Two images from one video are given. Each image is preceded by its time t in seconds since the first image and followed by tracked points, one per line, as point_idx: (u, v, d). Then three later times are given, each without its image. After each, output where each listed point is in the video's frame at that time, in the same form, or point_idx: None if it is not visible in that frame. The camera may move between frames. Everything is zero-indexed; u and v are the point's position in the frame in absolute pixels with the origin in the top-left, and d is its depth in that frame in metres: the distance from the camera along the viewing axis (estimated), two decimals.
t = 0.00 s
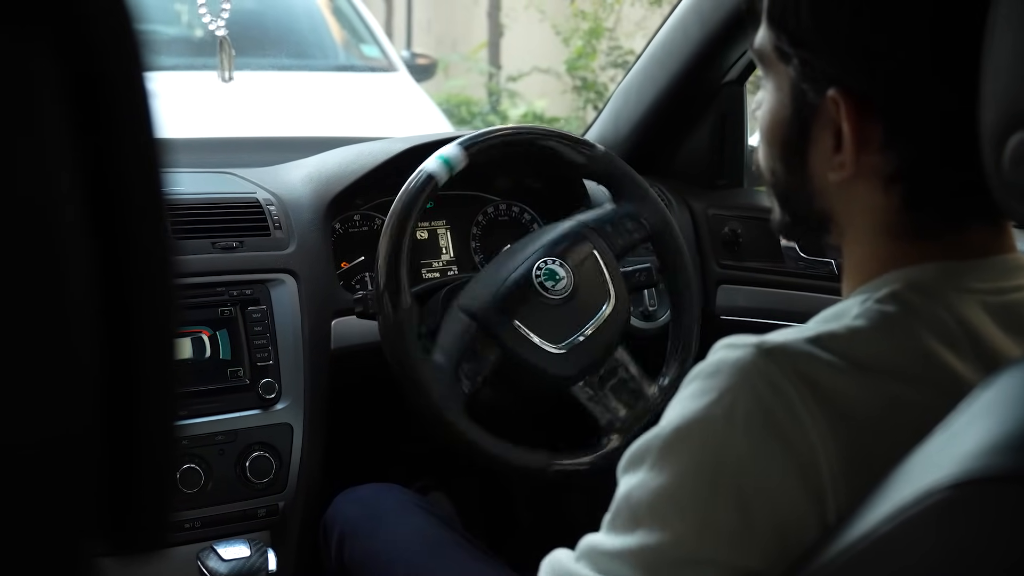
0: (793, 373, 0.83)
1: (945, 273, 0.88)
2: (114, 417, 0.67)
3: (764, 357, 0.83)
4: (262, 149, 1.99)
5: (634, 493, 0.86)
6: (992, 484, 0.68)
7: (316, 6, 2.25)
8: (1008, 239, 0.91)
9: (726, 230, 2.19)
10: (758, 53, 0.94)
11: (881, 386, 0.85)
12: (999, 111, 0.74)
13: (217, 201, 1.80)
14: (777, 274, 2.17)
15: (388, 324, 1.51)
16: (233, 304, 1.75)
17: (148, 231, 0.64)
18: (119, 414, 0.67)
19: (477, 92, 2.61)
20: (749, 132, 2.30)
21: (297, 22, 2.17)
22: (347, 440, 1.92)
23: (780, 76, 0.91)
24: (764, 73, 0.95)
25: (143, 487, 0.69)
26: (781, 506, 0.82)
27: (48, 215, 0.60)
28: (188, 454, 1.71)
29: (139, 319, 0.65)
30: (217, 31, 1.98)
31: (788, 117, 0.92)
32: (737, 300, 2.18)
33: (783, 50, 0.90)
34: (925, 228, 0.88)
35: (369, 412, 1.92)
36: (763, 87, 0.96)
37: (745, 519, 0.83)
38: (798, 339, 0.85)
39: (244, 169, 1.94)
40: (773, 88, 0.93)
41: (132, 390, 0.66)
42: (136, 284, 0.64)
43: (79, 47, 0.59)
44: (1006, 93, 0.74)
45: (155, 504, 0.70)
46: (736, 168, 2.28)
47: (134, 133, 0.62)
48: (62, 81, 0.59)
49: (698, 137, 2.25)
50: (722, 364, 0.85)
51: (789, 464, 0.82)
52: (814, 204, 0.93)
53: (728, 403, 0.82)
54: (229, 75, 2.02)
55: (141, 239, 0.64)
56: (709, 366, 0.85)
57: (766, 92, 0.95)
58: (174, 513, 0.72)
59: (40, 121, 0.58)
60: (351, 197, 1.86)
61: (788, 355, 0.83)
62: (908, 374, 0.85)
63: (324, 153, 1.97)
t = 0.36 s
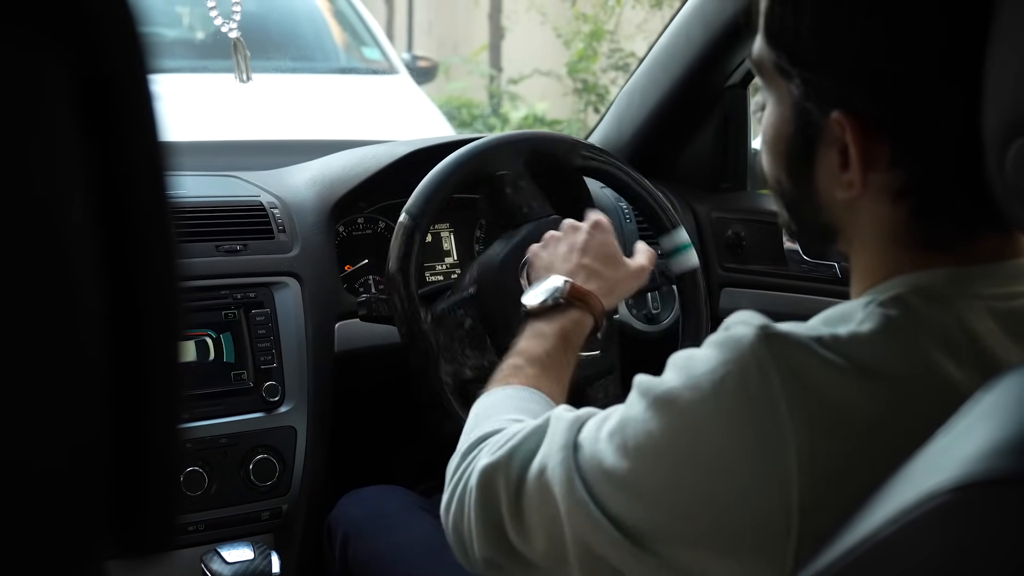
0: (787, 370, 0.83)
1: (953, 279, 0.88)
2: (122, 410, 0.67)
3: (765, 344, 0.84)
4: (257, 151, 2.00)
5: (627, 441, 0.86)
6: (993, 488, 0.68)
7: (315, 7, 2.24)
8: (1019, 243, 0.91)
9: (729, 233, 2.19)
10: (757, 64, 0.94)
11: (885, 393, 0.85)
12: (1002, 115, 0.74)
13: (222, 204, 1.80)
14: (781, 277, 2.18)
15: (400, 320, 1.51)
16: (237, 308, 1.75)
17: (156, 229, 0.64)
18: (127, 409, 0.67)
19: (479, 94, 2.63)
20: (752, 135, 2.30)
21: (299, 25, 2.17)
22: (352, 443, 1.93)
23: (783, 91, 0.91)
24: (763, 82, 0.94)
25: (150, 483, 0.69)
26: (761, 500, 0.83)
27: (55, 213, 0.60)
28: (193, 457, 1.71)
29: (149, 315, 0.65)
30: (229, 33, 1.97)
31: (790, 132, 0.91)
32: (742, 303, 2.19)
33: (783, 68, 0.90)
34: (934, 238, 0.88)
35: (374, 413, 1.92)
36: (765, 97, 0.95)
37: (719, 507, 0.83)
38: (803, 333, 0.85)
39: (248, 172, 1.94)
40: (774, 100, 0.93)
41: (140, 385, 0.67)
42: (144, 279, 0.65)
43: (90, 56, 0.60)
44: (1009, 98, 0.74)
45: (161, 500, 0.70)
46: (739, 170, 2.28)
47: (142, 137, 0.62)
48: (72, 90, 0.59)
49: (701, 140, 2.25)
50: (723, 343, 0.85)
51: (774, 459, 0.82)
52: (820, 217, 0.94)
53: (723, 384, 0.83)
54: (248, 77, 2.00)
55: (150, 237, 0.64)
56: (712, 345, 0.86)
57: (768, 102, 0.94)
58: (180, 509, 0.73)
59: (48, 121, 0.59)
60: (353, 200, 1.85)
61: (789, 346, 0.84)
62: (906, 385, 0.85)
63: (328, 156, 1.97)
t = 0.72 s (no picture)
0: (800, 363, 0.84)
1: (957, 278, 0.88)
2: (121, 411, 0.67)
3: (773, 345, 0.84)
4: (260, 154, 1.99)
5: (638, 478, 0.85)
6: (991, 490, 0.68)
7: (314, 10, 2.25)
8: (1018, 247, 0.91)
9: (730, 236, 2.20)
10: (770, 59, 0.92)
11: (892, 382, 0.85)
12: (1001, 117, 0.74)
13: (224, 208, 1.80)
14: (783, 281, 2.17)
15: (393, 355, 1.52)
16: (238, 311, 1.76)
17: (155, 231, 0.64)
18: (126, 411, 0.67)
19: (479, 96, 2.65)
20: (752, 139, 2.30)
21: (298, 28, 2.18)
22: (353, 447, 1.93)
23: (799, 90, 0.89)
24: (775, 78, 0.92)
25: (147, 485, 0.69)
26: (782, 497, 0.82)
27: (54, 211, 0.61)
28: (195, 460, 1.72)
29: (148, 314, 0.65)
30: (209, 37, 1.94)
31: (806, 129, 0.89)
32: (742, 305, 2.18)
33: (803, 63, 0.88)
34: (944, 238, 0.88)
35: (371, 416, 1.91)
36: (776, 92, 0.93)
37: (742, 507, 0.82)
38: (809, 329, 0.86)
39: (250, 176, 1.95)
40: (787, 96, 0.91)
41: (138, 387, 0.67)
42: (146, 280, 0.65)
43: (87, 55, 0.60)
44: (1008, 100, 0.74)
45: (156, 500, 0.70)
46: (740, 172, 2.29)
47: (138, 139, 0.63)
48: (70, 89, 0.60)
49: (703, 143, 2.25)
50: (733, 348, 0.85)
51: (785, 452, 0.82)
52: (829, 219, 0.91)
53: (737, 386, 0.83)
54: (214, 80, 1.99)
55: (147, 236, 0.64)
56: (720, 351, 0.86)
57: (778, 99, 0.93)
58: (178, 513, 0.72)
59: (46, 122, 0.59)
60: (355, 204, 1.86)
61: (797, 344, 0.84)
62: (914, 378, 0.85)
63: (329, 160, 1.97)
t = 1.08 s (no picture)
0: (796, 378, 0.83)
1: (947, 283, 0.88)
2: (117, 421, 0.67)
3: (766, 361, 0.83)
4: (262, 158, 2.01)
5: (640, 502, 0.85)
6: (994, 493, 0.68)
7: (315, 14, 2.23)
8: (1007, 250, 0.92)
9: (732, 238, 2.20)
10: (767, 71, 0.90)
11: (885, 395, 0.85)
12: (1003, 120, 0.74)
13: (225, 211, 1.80)
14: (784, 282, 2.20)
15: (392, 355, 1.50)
16: (240, 314, 1.75)
17: (151, 240, 0.65)
18: (122, 423, 0.68)
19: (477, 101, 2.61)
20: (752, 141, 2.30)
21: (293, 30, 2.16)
22: (354, 451, 1.90)
23: (817, 107, 0.87)
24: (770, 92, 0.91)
25: (145, 495, 0.69)
26: (781, 508, 0.82)
27: (51, 221, 0.61)
28: (196, 464, 1.72)
29: (144, 325, 0.66)
30: (211, 40, 1.99)
31: (817, 146, 0.88)
32: (744, 308, 2.18)
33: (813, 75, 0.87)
34: (949, 246, 0.88)
35: (372, 422, 1.90)
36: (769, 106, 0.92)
37: (744, 521, 0.82)
38: (800, 343, 0.85)
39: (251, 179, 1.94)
40: (788, 111, 0.89)
41: (134, 397, 0.67)
42: (142, 292, 0.65)
43: (81, 59, 0.60)
44: (1011, 103, 0.74)
45: (154, 511, 0.70)
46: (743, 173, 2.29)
47: (137, 142, 0.63)
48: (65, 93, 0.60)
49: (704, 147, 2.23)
50: (724, 368, 0.85)
51: (783, 465, 0.82)
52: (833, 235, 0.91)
53: (732, 410, 0.82)
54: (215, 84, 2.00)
55: (144, 244, 0.64)
56: (711, 370, 0.86)
57: (773, 114, 0.91)
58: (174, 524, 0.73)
59: (45, 129, 0.60)
60: (357, 206, 1.86)
61: (790, 359, 0.84)
62: (911, 388, 0.85)
63: (330, 164, 1.97)
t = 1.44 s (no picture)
0: (801, 381, 0.83)
1: (955, 283, 0.87)
2: (120, 424, 0.67)
3: (771, 363, 0.83)
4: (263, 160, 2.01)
5: (645, 503, 0.85)
6: (998, 494, 0.67)
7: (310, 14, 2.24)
8: (1013, 250, 0.91)
9: (735, 240, 2.21)
10: (763, 64, 0.91)
11: (891, 397, 0.84)
12: (1007, 119, 0.74)
13: (228, 213, 1.81)
14: (787, 284, 2.19)
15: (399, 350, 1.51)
16: (242, 316, 1.75)
17: (155, 241, 0.65)
18: (125, 425, 0.67)
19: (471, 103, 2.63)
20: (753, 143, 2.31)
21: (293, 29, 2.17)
22: (356, 454, 1.91)
23: (807, 103, 0.88)
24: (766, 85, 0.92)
25: (149, 498, 0.69)
26: (787, 513, 0.82)
27: (52, 222, 0.61)
28: (197, 466, 1.72)
29: (146, 326, 0.66)
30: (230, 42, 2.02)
31: (806, 136, 0.89)
32: (747, 310, 2.20)
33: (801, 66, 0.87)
34: (946, 246, 0.87)
35: (380, 418, 1.90)
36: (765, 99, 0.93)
37: (748, 524, 0.82)
38: (805, 344, 0.85)
39: (252, 181, 1.94)
40: (781, 103, 0.90)
41: (137, 399, 0.67)
42: (144, 293, 0.65)
43: (83, 60, 0.60)
44: (1014, 102, 0.74)
45: (157, 514, 0.70)
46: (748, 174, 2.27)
47: (140, 144, 0.63)
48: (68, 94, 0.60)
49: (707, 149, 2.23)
50: (730, 369, 0.84)
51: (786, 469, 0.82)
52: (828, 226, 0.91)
53: (738, 412, 0.82)
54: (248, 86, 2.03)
55: (146, 246, 0.64)
56: (716, 373, 0.85)
57: (768, 105, 0.92)
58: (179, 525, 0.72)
59: (46, 127, 0.60)
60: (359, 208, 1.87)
61: (796, 362, 0.83)
62: (916, 390, 0.85)
63: (332, 165, 1.97)
